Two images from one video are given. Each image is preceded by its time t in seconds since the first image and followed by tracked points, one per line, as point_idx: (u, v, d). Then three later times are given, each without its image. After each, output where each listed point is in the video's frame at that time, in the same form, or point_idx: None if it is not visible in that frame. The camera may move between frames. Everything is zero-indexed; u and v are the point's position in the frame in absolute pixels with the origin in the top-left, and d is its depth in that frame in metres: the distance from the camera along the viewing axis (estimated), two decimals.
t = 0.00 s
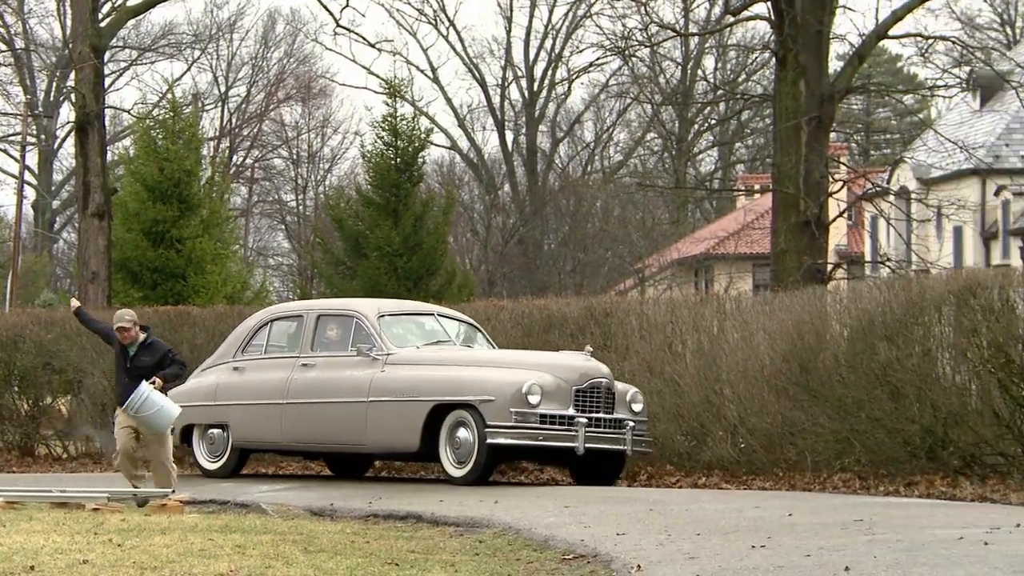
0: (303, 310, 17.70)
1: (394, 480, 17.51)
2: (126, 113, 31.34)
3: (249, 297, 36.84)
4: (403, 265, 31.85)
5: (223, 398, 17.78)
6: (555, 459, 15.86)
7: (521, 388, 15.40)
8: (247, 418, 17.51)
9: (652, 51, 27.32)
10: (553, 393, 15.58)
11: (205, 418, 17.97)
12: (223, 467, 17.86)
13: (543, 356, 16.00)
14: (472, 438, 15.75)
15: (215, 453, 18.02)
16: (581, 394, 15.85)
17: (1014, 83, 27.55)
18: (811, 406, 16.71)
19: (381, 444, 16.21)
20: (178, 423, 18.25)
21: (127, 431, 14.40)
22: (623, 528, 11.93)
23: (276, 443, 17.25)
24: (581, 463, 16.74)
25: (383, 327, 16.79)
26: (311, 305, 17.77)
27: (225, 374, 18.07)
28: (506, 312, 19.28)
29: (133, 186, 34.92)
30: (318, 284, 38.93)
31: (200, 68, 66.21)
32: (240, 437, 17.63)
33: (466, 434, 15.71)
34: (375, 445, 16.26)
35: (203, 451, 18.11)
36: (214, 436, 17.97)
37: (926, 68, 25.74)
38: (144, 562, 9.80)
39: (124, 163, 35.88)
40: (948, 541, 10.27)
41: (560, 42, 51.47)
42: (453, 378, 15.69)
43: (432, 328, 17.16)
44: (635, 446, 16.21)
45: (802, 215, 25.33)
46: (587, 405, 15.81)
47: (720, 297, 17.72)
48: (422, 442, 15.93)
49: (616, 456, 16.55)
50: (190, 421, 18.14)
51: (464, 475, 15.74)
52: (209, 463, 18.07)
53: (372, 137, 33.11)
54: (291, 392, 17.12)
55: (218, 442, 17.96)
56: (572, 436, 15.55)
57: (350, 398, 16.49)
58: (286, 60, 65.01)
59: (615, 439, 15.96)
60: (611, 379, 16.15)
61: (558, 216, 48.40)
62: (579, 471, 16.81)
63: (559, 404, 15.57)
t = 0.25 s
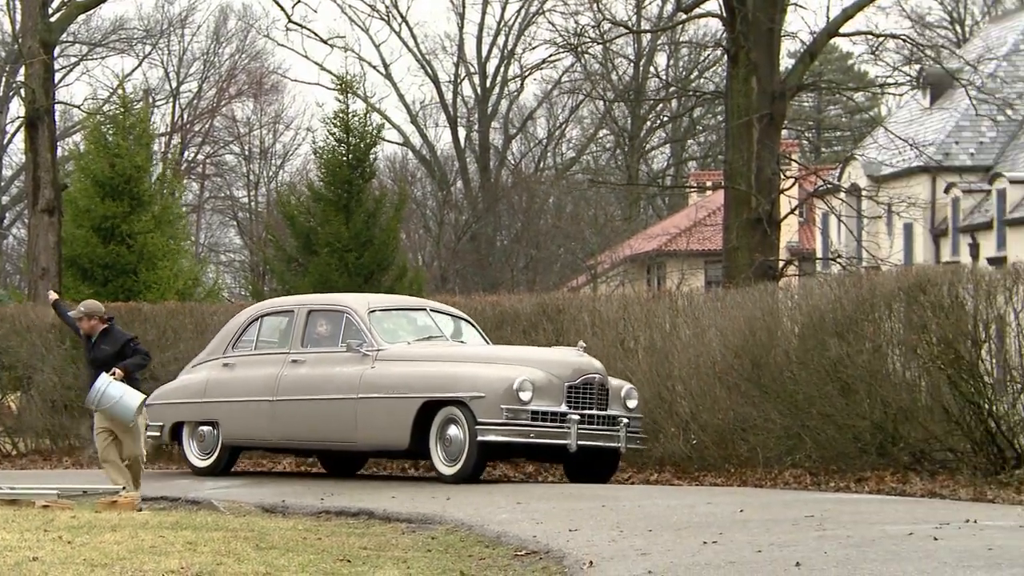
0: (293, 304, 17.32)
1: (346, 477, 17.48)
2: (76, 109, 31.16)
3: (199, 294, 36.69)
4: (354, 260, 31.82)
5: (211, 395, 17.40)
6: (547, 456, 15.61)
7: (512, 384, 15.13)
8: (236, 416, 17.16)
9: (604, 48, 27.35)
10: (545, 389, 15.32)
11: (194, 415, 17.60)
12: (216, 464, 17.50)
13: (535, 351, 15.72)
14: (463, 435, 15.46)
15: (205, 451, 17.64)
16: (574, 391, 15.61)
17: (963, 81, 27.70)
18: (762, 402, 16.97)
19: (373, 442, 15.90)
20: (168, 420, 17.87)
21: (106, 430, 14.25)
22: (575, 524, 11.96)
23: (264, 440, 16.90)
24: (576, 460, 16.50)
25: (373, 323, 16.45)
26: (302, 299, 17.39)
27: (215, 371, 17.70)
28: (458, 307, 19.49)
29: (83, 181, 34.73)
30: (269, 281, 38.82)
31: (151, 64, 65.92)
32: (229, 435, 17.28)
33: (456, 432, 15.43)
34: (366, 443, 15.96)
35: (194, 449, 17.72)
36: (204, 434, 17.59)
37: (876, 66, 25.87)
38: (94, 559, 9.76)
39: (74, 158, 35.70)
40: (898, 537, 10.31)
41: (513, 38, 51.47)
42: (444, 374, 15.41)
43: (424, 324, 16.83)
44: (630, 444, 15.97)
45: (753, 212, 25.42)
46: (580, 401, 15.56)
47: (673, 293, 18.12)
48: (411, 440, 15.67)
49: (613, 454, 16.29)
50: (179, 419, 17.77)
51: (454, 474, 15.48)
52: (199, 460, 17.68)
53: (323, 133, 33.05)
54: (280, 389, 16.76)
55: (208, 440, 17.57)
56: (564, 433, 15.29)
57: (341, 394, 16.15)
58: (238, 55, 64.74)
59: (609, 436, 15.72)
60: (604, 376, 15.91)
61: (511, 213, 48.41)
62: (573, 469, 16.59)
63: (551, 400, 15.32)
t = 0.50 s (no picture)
0: (287, 300, 17.17)
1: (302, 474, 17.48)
2: (28, 104, 30.94)
3: (153, 290, 36.52)
4: (309, 257, 31.76)
5: (205, 392, 17.22)
6: (543, 453, 15.50)
7: (507, 379, 15.00)
8: (229, 413, 16.99)
9: (558, 44, 27.30)
10: (539, 384, 15.21)
11: (186, 412, 17.39)
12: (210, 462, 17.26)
13: (531, 347, 15.61)
14: (457, 431, 15.33)
15: (198, 448, 17.39)
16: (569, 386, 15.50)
17: (915, 78, 27.81)
18: (716, 398, 17.12)
19: (367, 438, 15.76)
20: (160, 418, 17.65)
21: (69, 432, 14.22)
22: (530, 520, 11.98)
23: (257, 438, 16.74)
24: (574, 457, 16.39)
25: (367, 318, 16.31)
26: (295, 294, 17.24)
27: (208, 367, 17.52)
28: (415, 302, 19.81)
29: (34, 177, 34.50)
30: (223, 277, 38.65)
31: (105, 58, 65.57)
32: (221, 433, 17.10)
33: (450, 428, 15.29)
34: (360, 439, 15.82)
35: (186, 446, 17.48)
36: (197, 431, 17.36)
37: (830, 62, 25.96)
38: (47, 556, 9.72)
39: (26, 154, 35.46)
40: (851, 531, 10.38)
41: (468, 34, 51.40)
42: (437, 370, 15.27)
43: (420, 319, 16.65)
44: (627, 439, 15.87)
45: (709, 208, 25.48)
46: (575, 397, 15.45)
47: (627, 290, 18.35)
48: (405, 436, 15.53)
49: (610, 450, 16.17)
50: (171, 417, 17.55)
51: (448, 470, 15.34)
52: (193, 458, 17.43)
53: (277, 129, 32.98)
54: (273, 385, 16.60)
55: (202, 437, 17.34)
56: (560, 429, 15.18)
57: (335, 390, 16.01)
58: (193, 51, 64.37)
59: (605, 432, 15.63)
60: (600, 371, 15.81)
61: (466, 209, 48.40)
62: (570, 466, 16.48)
63: (546, 396, 15.21)
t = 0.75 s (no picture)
0: (281, 298, 16.88)
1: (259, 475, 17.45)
2: None
3: (105, 290, 36.31)
4: (264, 258, 31.64)
5: (198, 392, 16.96)
6: (541, 454, 15.21)
7: (503, 378, 14.71)
8: (223, 414, 16.72)
9: (514, 45, 27.27)
10: (537, 382, 14.90)
11: (180, 414, 17.13)
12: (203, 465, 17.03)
13: (530, 345, 15.31)
14: (452, 432, 15.05)
15: (193, 451, 17.16)
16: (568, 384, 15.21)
17: (869, 80, 27.91)
18: (671, 398, 17.14)
19: (362, 438, 15.46)
20: (155, 419, 17.41)
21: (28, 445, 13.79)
22: (485, 520, 11.97)
23: (252, 439, 16.46)
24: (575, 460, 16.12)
25: (363, 316, 16.00)
26: (291, 292, 16.94)
27: (202, 368, 17.26)
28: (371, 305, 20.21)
29: None
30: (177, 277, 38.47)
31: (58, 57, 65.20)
32: (215, 434, 16.83)
33: (445, 428, 15.00)
34: (354, 440, 15.53)
35: (181, 450, 17.25)
36: (192, 433, 17.12)
37: (784, 64, 26.04)
38: None
39: None
40: (804, 531, 10.40)
41: (424, 35, 51.34)
42: (433, 368, 14.99)
43: (418, 317, 16.33)
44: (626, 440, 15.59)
45: (663, 209, 25.56)
46: (574, 396, 15.16)
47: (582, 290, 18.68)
48: (400, 437, 15.24)
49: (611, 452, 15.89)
50: (165, 419, 17.30)
51: (444, 471, 15.06)
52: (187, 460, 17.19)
53: (231, 129, 32.86)
54: (268, 385, 16.32)
55: (196, 439, 17.10)
56: (558, 428, 14.89)
57: (329, 390, 15.72)
58: (147, 51, 64.04)
59: (605, 432, 15.35)
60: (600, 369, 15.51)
61: (421, 209, 48.36)
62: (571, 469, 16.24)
63: (545, 394, 14.91)
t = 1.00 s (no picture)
0: (274, 297, 16.71)
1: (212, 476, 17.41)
2: None
3: (55, 291, 36.08)
4: (216, 258, 31.50)
5: (191, 393, 16.79)
6: (537, 454, 15.05)
7: (498, 377, 14.55)
8: (215, 415, 16.54)
9: (466, 44, 27.21)
10: (532, 381, 14.73)
11: (173, 415, 16.96)
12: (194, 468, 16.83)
13: (526, 344, 15.13)
14: (446, 432, 14.87)
15: (186, 453, 16.98)
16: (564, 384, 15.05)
17: (820, 81, 28.00)
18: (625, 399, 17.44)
19: (355, 438, 15.27)
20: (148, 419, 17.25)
21: None
22: (437, 521, 11.97)
23: (244, 440, 16.28)
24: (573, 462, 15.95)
25: (358, 315, 15.84)
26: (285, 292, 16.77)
27: (195, 368, 17.09)
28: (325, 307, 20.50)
29: None
30: (128, 277, 38.27)
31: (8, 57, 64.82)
32: (207, 435, 16.64)
33: (439, 429, 14.82)
34: (346, 441, 15.34)
35: (175, 452, 17.07)
36: (185, 435, 16.94)
37: (736, 64, 26.09)
38: None
39: None
40: (756, 531, 10.43)
41: (376, 35, 51.24)
42: (427, 367, 14.83)
43: (413, 316, 16.18)
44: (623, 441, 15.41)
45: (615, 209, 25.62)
46: (570, 396, 14.99)
47: (537, 293, 19.15)
48: (393, 437, 15.05)
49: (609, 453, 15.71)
50: (158, 420, 17.13)
51: (437, 472, 14.88)
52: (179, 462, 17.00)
53: (183, 129, 32.73)
54: (260, 385, 16.15)
55: (189, 441, 16.91)
56: (553, 429, 14.72)
57: (322, 390, 15.54)
58: (98, 50, 63.72)
59: (602, 433, 15.19)
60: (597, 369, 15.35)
61: (374, 209, 48.29)
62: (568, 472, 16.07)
63: (541, 394, 14.74)
